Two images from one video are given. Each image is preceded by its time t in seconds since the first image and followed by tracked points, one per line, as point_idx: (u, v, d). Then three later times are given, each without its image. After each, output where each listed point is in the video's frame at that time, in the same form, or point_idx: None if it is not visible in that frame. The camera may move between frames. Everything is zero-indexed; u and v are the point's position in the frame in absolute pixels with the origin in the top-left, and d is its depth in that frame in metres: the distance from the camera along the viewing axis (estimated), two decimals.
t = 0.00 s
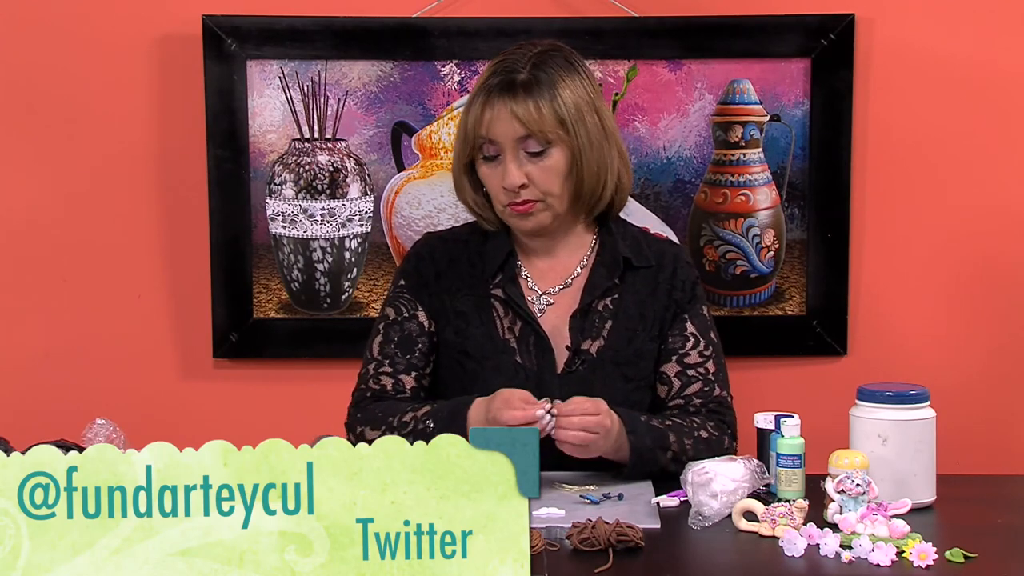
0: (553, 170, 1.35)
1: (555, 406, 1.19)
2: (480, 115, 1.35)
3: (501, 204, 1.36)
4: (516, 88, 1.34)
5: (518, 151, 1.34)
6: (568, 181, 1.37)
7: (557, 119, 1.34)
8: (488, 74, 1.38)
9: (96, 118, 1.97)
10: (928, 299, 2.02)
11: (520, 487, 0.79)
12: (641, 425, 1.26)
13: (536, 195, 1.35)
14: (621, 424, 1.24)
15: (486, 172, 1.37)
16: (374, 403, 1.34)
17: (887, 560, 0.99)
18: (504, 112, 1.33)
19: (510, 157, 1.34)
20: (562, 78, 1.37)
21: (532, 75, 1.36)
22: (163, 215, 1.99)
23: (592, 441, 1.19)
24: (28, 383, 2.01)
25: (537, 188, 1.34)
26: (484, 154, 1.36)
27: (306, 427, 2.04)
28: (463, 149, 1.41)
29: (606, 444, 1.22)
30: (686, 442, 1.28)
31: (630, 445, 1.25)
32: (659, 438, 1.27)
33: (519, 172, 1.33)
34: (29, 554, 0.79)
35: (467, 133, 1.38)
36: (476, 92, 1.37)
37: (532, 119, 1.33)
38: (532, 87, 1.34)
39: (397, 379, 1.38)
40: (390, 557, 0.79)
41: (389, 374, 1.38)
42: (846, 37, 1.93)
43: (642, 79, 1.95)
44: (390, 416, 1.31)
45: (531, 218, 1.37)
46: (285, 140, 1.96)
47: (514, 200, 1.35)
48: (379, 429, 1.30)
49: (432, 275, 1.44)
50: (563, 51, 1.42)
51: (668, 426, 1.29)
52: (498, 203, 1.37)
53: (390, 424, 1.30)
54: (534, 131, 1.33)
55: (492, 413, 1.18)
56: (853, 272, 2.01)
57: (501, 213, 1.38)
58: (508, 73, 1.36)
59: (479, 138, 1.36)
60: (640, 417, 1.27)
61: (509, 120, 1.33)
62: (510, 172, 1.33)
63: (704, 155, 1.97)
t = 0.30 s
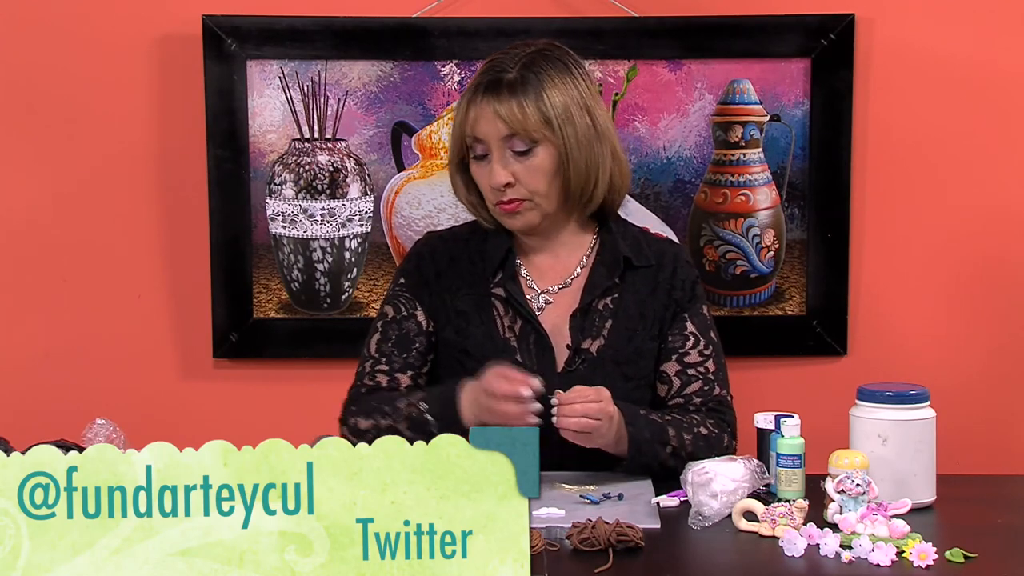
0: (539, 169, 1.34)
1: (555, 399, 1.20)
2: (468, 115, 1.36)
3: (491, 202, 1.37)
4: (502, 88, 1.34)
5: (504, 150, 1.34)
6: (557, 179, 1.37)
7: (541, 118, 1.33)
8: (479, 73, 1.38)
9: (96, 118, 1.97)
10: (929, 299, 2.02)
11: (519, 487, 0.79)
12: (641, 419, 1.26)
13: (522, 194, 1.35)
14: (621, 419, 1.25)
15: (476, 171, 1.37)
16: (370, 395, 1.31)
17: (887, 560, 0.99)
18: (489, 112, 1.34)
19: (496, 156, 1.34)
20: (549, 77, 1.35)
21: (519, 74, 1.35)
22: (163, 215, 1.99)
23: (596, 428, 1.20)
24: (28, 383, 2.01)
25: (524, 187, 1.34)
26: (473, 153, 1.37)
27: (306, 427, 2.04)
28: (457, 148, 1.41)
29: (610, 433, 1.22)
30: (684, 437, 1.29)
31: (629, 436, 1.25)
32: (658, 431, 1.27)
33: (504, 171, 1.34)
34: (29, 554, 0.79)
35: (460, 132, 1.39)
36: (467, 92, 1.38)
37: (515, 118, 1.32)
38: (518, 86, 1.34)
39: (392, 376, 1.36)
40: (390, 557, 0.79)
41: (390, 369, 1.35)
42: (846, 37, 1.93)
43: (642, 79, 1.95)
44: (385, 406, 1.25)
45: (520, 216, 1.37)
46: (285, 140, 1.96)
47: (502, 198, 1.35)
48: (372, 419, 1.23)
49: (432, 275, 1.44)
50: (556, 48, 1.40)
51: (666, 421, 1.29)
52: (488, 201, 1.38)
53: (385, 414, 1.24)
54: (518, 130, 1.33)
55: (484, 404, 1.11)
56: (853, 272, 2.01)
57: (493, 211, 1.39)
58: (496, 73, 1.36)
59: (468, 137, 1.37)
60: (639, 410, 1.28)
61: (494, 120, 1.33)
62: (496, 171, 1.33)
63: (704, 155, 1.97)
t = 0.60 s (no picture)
0: (531, 166, 1.29)
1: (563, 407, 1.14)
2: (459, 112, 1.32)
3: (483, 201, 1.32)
4: (493, 85, 1.30)
5: (495, 146, 1.29)
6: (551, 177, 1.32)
7: (533, 114, 1.28)
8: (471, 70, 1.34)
9: (95, 118, 1.97)
10: (929, 299, 2.02)
11: (520, 487, 0.79)
12: (649, 419, 1.24)
13: (514, 191, 1.30)
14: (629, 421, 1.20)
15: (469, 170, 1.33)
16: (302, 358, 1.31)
17: (887, 560, 0.99)
18: (480, 108, 1.29)
19: (486, 153, 1.29)
20: (542, 73, 1.31)
21: (510, 71, 1.31)
22: (163, 215, 1.99)
23: (607, 437, 1.15)
24: (28, 382, 2.01)
25: (515, 184, 1.29)
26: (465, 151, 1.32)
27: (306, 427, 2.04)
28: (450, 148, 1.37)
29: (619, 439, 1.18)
30: (691, 437, 1.26)
31: (637, 436, 1.22)
32: (666, 432, 1.24)
33: (495, 168, 1.29)
34: (29, 554, 0.79)
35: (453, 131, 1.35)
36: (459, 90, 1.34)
37: (505, 114, 1.28)
38: (508, 83, 1.29)
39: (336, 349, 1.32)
40: (390, 557, 0.79)
41: (330, 338, 1.32)
42: (846, 37, 1.93)
43: (642, 79, 1.95)
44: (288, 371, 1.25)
45: (512, 215, 1.32)
46: (285, 140, 1.96)
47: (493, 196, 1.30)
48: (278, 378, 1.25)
49: (424, 272, 1.40)
50: (551, 46, 1.35)
51: (674, 421, 1.27)
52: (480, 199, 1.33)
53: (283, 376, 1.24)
54: (509, 126, 1.28)
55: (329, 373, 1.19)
56: (853, 272, 2.01)
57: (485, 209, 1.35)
58: (488, 70, 1.32)
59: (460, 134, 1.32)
60: (648, 411, 1.25)
61: (484, 117, 1.29)
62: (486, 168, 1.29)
63: (704, 155, 1.97)
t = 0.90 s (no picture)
0: (515, 162, 1.28)
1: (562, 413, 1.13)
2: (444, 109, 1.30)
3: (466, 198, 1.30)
4: (478, 81, 1.29)
5: (480, 142, 1.28)
6: (535, 175, 1.30)
7: (518, 110, 1.28)
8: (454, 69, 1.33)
9: (95, 118, 1.97)
10: (928, 299, 2.01)
11: (520, 487, 0.79)
12: (648, 419, 1.23)
13: (498, 187, 1.28)
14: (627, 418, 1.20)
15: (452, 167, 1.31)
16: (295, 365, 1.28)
17: (887, 560, 0.99)
18: (465, 103, 1.28)
19: (471, 148, 1.28)
20: (527, 71, 1.30)
21: (495, 68, 1.30)
22: (163, 215, 1.99)
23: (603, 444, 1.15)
24: (28, 382, 2.01)
25: (499, 180, 1.28)
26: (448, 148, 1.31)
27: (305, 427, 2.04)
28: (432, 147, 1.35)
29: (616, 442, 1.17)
30: (685, 433, 1.25)
31: (635, 435, 1.21)
32: (662, 430, 1.23)
33: (479, 163, 1.27)
34: (29, 554, 0.79)
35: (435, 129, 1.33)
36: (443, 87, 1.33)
37: (491, 109, 1.27)
38: (494, 79, 1.29)
39: (334, 350, 1.31)
40: (390, 557, 0.79)
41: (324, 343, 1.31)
42: (846, 36, 1.93)
43: (642, 79, 1.95)
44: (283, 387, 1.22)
45: (496, 212, 1.30)
46: (285, 140, 1.96)
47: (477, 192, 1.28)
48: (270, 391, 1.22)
49: (409, 279, 1.36)
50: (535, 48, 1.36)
51: (670, 418, 1.25)
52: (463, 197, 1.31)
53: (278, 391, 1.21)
54: (494, 120, 1.27)
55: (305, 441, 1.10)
56: (853, 272, 2.01)
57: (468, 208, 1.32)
58: (472, 67, 1.31)
59: (443, 132, 1.31)
60: (644, 409, 1.24)
61: (469, 111, 1.28)
62: (470, 162, 1.27)
63: (704, 155, 1.97)
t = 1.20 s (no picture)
0: (506, 164, 1.28)
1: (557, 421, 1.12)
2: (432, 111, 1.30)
3: (457, 201, 1.30)
4: (467, 84, 1.29)
5: (470, 145, 1.28)
6: (525, 177, 1.30)
7: (508, 112, 1.28)
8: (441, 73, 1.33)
9: (95, 118, 1.97)
10: (928, 299, 2.01)
11: (520, 487, 0.79)
12: (643, 422, 1.22)
13: (489, 190, 1.28)
14: (622, 420, 1.20)
15: (441, 170, 1.30)
16: (287, 369, 1.27)
17: (887, 560, 0.99)
18: (455, 105, 1.28)
19: (461, 151, 1.27)
20: (515, 73, 1.31)
21: (483, 71, 1.30)
22: (163, 215, 1.99)
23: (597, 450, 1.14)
24: (28, 382, 2.01)
25: (490, 182, 1.27)
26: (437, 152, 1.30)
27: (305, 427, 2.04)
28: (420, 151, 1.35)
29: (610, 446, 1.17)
30: (681, 435, 1.24)
31: (631, 439, 1.21)
32: (658, 432, 1.23)
33: (470, 166, 1.27)
34: (29, 554, 0.79)
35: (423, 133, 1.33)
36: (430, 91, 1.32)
37: (481, 111, 1.27)
38: (483, 81, 1.29)
39: (325, 357, 1.30)
40: (390, 556, 0.79)
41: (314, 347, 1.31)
42: (846, 36, 1.93)
43: (642, 79, 1.95)
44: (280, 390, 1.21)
45: (486, 215, 1.29)
46: (285, 140, 1.96)
47: (468, 195, 1.28)
48: (265, 396, 1.21)
49: (400, 286, 1.36)
50: (520, 51, 1.36)
51: (665, 420, 1.24)
52: (453, 200, 1.30)
53: (275, 395, 1.20)
54: (485, 123, 1.27)
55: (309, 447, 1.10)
56: (853, 272, 2.01)
57: (458, 212, 1.32)
58: (459, 70, 1.31)
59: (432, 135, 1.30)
60: (640, 413, 1.23)
61: (458, 114, 1.28)
62: (461, 165, 1.27)
63: (704, 155, 1.97)
